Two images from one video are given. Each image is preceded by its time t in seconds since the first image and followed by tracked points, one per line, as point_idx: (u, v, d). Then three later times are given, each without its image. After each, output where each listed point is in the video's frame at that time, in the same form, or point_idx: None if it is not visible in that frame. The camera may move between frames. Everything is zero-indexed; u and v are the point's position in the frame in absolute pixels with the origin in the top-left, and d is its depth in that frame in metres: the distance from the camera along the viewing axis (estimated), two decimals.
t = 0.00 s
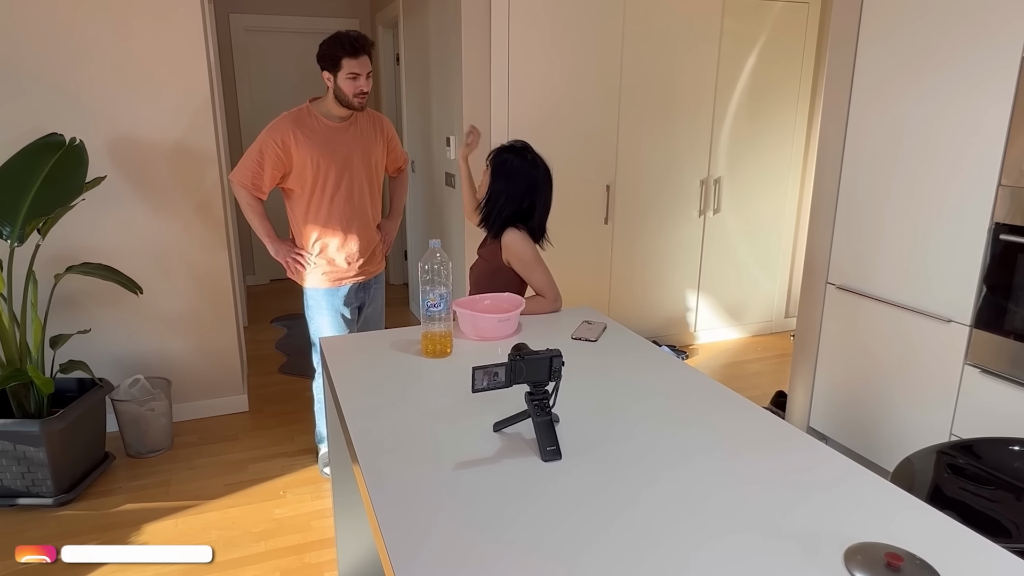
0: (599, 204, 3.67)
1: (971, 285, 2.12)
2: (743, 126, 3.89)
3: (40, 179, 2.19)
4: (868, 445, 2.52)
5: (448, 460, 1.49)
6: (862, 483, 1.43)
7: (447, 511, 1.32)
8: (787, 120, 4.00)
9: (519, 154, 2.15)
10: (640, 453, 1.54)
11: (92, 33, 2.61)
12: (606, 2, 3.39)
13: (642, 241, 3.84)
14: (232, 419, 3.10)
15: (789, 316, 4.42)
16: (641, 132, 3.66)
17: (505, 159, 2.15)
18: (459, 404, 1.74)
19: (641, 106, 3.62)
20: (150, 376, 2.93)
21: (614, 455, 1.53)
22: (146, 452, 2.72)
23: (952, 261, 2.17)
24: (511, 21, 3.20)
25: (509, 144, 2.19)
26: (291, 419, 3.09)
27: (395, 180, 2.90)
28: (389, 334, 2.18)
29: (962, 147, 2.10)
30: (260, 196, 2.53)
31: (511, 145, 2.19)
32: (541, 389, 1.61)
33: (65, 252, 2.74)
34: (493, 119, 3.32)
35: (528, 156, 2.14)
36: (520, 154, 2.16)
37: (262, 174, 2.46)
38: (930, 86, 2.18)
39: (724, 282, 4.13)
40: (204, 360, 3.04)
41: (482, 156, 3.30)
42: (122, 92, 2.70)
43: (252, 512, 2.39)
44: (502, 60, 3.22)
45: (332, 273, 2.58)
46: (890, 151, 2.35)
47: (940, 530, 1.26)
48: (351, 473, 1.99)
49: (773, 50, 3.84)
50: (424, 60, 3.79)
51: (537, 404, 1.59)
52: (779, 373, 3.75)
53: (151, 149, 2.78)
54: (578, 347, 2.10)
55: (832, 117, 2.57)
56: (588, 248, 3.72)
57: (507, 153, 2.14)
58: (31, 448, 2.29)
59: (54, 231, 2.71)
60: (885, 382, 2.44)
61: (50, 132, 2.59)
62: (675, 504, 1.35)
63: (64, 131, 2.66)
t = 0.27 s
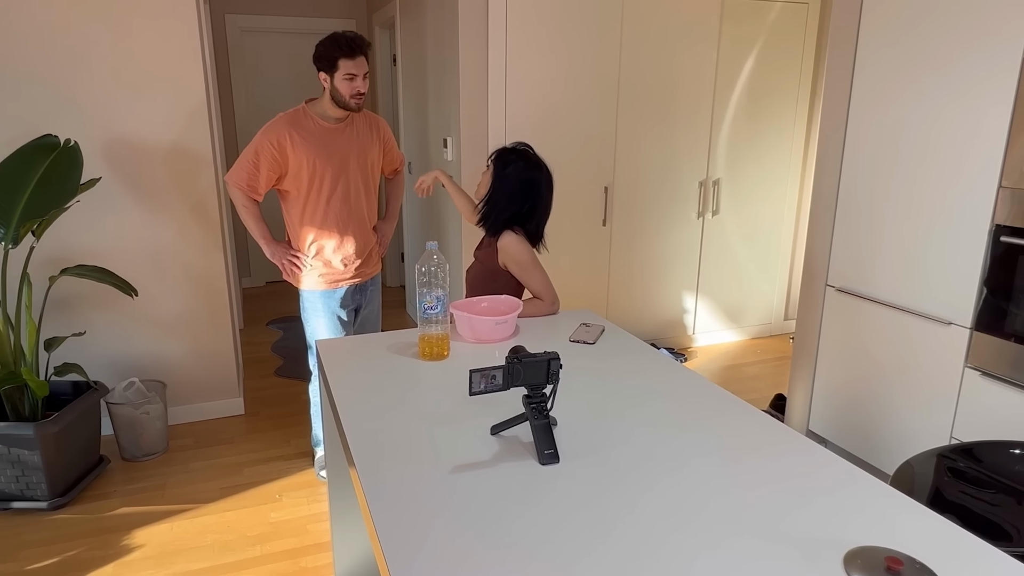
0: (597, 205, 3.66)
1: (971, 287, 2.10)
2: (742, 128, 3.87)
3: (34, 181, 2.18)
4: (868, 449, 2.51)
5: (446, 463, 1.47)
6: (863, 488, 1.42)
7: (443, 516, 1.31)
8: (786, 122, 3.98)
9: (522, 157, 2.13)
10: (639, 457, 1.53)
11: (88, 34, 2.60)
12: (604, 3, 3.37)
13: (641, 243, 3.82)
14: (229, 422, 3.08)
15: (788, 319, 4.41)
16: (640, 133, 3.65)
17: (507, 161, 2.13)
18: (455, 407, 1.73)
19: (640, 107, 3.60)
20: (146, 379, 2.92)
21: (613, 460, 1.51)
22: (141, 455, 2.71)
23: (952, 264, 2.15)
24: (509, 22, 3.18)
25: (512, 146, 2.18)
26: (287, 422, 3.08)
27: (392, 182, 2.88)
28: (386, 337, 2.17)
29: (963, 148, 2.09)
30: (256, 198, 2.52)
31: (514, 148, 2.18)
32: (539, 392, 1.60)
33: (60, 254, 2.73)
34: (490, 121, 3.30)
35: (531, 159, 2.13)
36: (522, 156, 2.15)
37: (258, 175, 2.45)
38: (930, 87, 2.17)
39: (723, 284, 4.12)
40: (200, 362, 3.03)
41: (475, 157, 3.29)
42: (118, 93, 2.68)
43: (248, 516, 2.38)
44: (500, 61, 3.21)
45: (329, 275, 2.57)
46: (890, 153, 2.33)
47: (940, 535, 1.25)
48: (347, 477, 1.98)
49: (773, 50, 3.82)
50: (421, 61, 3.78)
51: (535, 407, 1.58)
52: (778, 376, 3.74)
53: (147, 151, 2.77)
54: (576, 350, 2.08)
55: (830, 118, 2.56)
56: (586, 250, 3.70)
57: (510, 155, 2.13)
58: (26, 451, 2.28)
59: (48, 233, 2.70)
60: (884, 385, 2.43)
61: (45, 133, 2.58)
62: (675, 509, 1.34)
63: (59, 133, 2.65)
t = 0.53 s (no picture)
0: (596, 207, 3.65)
1: (972, 288, 2.09)
2: (742, 128, 3.86)
3: (29, 183, 2.17)
4: (868, 451, 2.49)
5: (443, 466, 1.46)
6: (863, 490, 1.41)
7: (441, 519, 1.29)
8: (787, 122, 3.97)
9: (513, 156, 2.12)
10: (638, 460, 1.51)
11: (84, 35, 2.59)
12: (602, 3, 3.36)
13: (640, 244, 3.81)
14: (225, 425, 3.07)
15: (788, 320, 4.40)
16: (639, 134, 3.63)
17: (498, 161, 2.13)
18: (452, 410, 1.71)
19: (639, 107, 3.59)
20: (142, 381, 2.90)
21: (612, 463, 1.50)
22: (137, 458, 2.69)
23: (953, 265, 2.14)
24: (508, 22, 3.17)
25: (503, 146, 2.17)
26: (284, 424, 3.07)
27: (389, 183, 2.87)
28: (383, 339, 2.15)
29: (964, 149, 2.07)
30: (253, 199, 2.51)
31: (505, 147, 2.17)
32: (537, 395, 1.59)
33: (55, 256, 2.72)
34: (488, 122, 3.29)
35: (522, 158, 2.11)
36: (514, 156, 2.14)
37: (255, 176, 2.44)
38: (931, 88, 2.16)
39: (723, 286, 4.10)
40: (197, 363, 3.02)
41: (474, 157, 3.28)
42: (115, 94, 2.67)
43: (245, 519, 2.37)
44: (498, 61, 3.20)
45: (326, 276, 2.56)
46: (890, 153, 2.32)
47: (941, 539, 1.24)
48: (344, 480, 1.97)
49: (772, 50, 3.81)
50: (419, 61, 3.76)
51: (533, 409, 1.56)
52: (778, 378, 3.72)
53: (144, 151, 2.75)
54: (574, 352, 2.07)
55: (830, 120, 2.55)
56: (585, 251, 3.69)
57: (500, 155, 2.12)
58: (20, 453, 2.27)
59: (44, 234, 2.68)
60: (884, 387, 2.42)
61: (41, 133, 2.57)
62: (674, 512, 1.33)
63: (55, 134, 2.64)
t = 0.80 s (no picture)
0: (597, 209, 3.63)
1: (974, 291, 2.08)
2: (743, 130, 3.85)
3: (26, 185, 2.16)
4: (870, 455, 2.48)
5: (442, 471, 1.45)
6: (864, 494, 1.39)
7: (440, 524, 1.28)
8: (788, 124, 3.96)
9: (513, 158, 2.12)
10: (638, 464, 1.50)
11: (82, 36, 2.58)
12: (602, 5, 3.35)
13: (640, 247, 3.80)
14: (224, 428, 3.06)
15: (790, 323, 4.38)
16: (640, 136, 3.62)
17: (498, 162, 2.12)
18: (451, 413, 1.70)
19: (639, 109, 3.58)
20: (139, 385, 2.89)
21: (612, 467, 1.49)
22: (134, 462, 2.68)
23: (955, 268, 2.13)
24: (507, 23, 3.16)
25: (503, 148, 2.17)
26: (283, 428, 3.05)
27: (388, 185, 2.86)
28: (382, 342, 2.14)
29: (967, 151, 2.06)
30: (252, 201, 2.50)
31: (506, 150, 2.17)
32: (537, 398, 1.58)
33: (52, 258, 2.71)
34: (488, 124, 3.28)
35: (522, 160, 2.11)
36: (514, 158, 2.14)
37: (254, 178, 2.43)
38: (933, 89, 2.15)
39: (724, 288, 4.09)
40: (195, 366, 3.01)
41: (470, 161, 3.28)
42: (113, 95, 2.66)
43: (243, 523, 2.35)
44: (498, 63, 3.19)
45: (324, 279, 2.54)
46: (892, 155, 2.31)
47: (944, 546, 1.23)
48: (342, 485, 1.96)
49: (774, 52, 3.80)
50: (418, 63, 3.75)
51: (533, 413, 1.56)
52: (780, 382, 3.71)
53: (142, 153, 2.74)
54: (574, 356, 2.06)
55: (831, 122, 2.54)
56: (586, 253, 3.68)
57: (501, 156, 2.12)
58: (17, 457, 2.26)
59: (41, 237, 2.67)
60: (886, 391, 2.40)
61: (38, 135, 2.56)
62: (675, 517, 1.31)
63: (52, 136, 2.63)
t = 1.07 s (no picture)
0: (599, 210, 3.62)
1: (979, 291, 2.07)
2: (745, 130, 3.84)
3: (24, 186, 2.15)
4: (874, 458, 2.47)
5: (443, 472, 1.44)
6: (870, 497, 1.38)
7: (442, 527, 1.27)
8: (791, 125, 3.95)
9: (523, 160, 2.10)
10: (641, 466, 1.49)
11: (81, 36, 2.56)
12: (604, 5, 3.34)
13: (642, 248, 3.79)
14: (224, 430, 3.05)
15: (793, 325, 4.37)
16: (642, 136, 3.61)
17: (507, 163, 2.11)
18: (452, 415, 1.69)
19: (641, 109, 3.57)
20: (138, 386, 2.88)
21: (614, 469, 1.48)
22: (134, 464, 2.67)
23: (958, 269, 2.12)
24: (509, 23, 3.15)
25: (513, 150, 2.16)
26: (283, 430, 3.04)
27: (389, 186, 2.84)
28: (383, 343, 2.13)
29: (970, 152, 2.05)
30: (252, 202, 2.49)
31: (516, 151, 2.15)
32: (539, 400, 1.56)
33: (51, 259, 2.69)
34: (490, 124, 3.27)
35: (531, 162, 2.09)
36: (523, 160, 2.12)
37: (254, 179, 2.42)
38: (936, 90, 2.14)
39: (727, 289, 4.08)
40: (194, 368, 2.99)
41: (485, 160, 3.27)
42: (112, 95, 2.65)
43: (243, 526, 2.34)
44: (499, 63, 3.18)
45: (325, 280, 2.53)
46: (895, 155, 2.30)
47: (950, 551, 1.21)
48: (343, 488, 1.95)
49: (776, 52, 3.78)
50: (419, 63, 3.74)
51: (535, 415, 1.54)
52: (783, 383, 3.70)
53: (141, 154, 2.73)
54: (576, 357, 2.05)
55: (834, 123, 2.53)
56: (588, 254, 3.66)
57: (511, 157, 2.10)
58: (16, 459, 2.25)
59: (39, 237, 2.66)
60: (890, 392, 2.39)
61: (37, 136, 2.54)
62: (677, 519, 1.30)
63: (51, 136, 2.61)
